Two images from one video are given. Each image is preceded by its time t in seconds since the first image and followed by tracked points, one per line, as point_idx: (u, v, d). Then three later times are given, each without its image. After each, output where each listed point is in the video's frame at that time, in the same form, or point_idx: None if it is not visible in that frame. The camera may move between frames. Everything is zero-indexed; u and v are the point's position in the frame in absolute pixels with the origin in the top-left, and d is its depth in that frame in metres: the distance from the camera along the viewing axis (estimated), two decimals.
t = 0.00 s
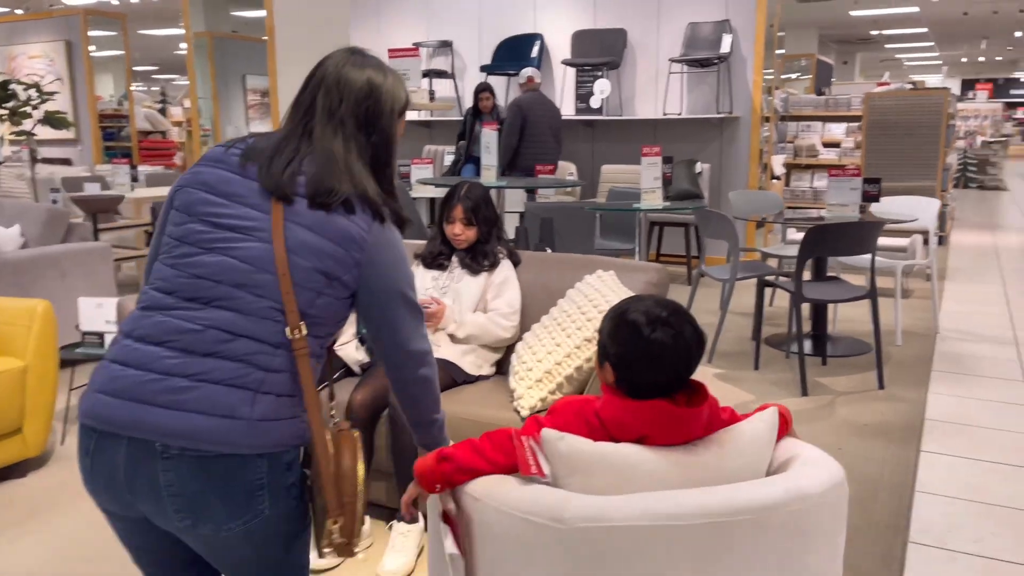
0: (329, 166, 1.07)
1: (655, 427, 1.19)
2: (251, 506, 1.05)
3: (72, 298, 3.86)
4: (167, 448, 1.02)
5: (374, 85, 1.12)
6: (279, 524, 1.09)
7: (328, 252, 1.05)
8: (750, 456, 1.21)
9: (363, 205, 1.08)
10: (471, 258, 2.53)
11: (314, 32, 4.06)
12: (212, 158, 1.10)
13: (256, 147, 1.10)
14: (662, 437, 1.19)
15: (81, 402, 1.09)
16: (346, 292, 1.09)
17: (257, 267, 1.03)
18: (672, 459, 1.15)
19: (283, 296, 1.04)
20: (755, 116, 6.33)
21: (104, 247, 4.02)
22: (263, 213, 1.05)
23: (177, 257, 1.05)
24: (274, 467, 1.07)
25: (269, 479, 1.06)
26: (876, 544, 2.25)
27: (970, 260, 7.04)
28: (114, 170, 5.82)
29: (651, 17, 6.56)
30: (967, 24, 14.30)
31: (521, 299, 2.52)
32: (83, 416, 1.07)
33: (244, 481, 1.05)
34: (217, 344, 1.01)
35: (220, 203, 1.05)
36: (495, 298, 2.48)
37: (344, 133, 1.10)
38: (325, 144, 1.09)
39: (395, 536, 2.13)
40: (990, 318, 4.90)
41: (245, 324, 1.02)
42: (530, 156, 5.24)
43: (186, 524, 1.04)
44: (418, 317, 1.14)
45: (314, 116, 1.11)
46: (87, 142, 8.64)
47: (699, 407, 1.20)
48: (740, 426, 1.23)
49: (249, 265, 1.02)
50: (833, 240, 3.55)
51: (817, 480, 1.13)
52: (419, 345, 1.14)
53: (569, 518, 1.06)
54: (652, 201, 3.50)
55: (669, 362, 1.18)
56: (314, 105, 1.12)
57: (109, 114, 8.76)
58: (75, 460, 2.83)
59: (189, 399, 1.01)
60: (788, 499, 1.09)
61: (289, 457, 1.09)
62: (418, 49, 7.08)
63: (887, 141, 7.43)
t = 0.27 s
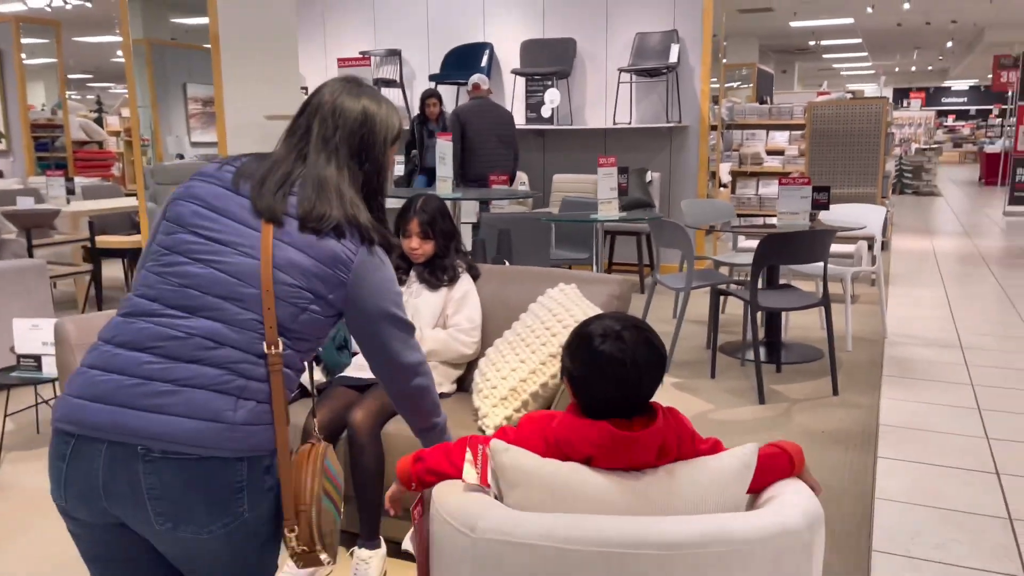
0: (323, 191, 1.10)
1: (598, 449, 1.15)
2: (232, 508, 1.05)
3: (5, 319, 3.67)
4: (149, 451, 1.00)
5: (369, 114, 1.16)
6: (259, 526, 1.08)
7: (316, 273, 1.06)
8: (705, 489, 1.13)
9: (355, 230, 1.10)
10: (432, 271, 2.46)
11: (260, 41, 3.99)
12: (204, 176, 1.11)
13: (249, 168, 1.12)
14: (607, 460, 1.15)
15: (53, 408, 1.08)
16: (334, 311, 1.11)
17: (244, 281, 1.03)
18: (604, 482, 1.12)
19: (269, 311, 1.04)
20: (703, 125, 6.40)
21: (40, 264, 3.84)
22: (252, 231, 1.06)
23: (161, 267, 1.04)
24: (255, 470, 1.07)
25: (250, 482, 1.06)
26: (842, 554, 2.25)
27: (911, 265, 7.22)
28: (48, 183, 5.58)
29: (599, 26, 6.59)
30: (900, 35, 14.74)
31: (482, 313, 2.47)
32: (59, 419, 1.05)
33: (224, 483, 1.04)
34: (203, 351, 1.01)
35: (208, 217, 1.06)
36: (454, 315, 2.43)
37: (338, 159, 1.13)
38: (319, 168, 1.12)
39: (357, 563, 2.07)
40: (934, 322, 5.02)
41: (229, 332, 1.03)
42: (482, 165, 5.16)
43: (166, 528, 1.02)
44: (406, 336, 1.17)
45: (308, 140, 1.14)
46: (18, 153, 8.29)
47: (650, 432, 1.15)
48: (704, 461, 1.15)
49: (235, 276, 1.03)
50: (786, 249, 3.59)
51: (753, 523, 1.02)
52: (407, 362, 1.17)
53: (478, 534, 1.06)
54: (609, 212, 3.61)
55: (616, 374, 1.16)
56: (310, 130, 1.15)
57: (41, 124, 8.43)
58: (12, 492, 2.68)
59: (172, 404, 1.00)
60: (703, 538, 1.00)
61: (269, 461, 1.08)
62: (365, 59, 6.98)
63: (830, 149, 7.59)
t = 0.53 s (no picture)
0: (337, 204, 1.28)
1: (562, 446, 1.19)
2: (246, 496, 1.16)
3: None
4: (168, 439, 1.12)
5: (372, 138, 1.36)
6: (269, 515, 1.19)
7: (330, 276, 1.22)
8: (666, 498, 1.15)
9: (370, 237, 1.28)
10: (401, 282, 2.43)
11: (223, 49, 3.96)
12: (226, 195, 1.28)
13: (268, 189, 1.30)
14: (572, 460, 1.19)
15: (63, 406, 1.18)
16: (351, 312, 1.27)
17: (264, 284, 1.18)
18: (564, 480, 1.17)
19: (288, 312, 1.19)
20: (662, 130, 6.48)
21: None
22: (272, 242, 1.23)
23: (184, 273, 1.19)
24: (267, 461, 1.18)
25: (262, 472, 1.18)
26: (813, 549, 2.31)
27: (865, 265, 7.40)
28: None
29: (558, 33, 6.63)
30: (847, 40, 15.09)
31: (455, 321, 2.47)
32: (73, 412, 1.16)
33: (240, 471, 1.15)
34: (224, 345, 1.15)
35: (231, 231, 1.21)
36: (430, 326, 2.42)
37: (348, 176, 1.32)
38: (333, 185, 1.30)
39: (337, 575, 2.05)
40: (889, 320, 5.15)
41: (247, 331, 1.16)
42: (448, 171, 5.15)
43: (184, 514, 1.14)
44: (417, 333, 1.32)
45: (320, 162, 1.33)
46: None
47: (611, 430, 1.18)
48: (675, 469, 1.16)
49: (256, 281, 1.18)
50: (749, 251, 3.66)
51: (688, 534, 1.05)
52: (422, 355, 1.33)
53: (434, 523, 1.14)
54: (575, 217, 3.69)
55: (578, 371, 1.19)
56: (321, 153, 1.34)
57: None
58: None
59: (192, 394, 1.13)
60: (632, 544, 1.04)
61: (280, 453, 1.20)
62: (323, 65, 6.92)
63: (785, 153, 7.74)
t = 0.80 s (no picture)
0: (319, 223, 1.37)
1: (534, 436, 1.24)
2: (222, 490, 1.21)
3: None
4: (150, 429, 1.17)
5: (350, 160, 1.45)
6: (244, 510, 1.24)
7: (313, 282, 1.31)
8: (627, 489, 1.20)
9: (352, 253, 1.36)
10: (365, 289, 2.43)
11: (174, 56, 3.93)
12: (214, 211, 1.36)
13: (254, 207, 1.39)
14: (541, 450, 1.24)
15: (47, 395, 1.23)
16: (334, 317, 1.35)
17: (250, 286, 1.26)
18: (530, 470, 1.23)
19: (274, 315, 1.27)
20: (611, 134, 6.60)
21: None
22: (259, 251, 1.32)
23: (172, 276, 1.26)
24: (244, 457, 1.24)
25: (239, 467, 1.23)
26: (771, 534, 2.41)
27: (807, 262, 7.64)
28: None
29: (507, 38, 6.70)
30: (784, 45, 15.53)
31: (422, 323, 2.51)
32: (56, 402, 1.21)
33: (216, 464, 1.21)
34: (210, 343, 1.21)
35: (219, 240, 1.30)
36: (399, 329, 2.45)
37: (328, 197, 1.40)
38: (314, 206, 1.39)
39: None
40: (832, 314, 5.35)
41: (229, 329, 1.23)
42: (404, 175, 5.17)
43: (160, 504, 1.18)
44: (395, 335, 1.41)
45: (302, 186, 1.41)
46: None
47: (579, 420, 1.22)
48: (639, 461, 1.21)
49: (243, 285, 1.26)
50: (700, 251, 3.78)
51: (637, 523, 1.10)
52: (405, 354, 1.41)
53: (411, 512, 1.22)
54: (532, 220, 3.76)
55: (553, 368, 1.25)
56: (302, 179, 1.42)
57: None
58: None
59: (176, 387, 1.19)
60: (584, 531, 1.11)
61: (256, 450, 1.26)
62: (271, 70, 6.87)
63: (729, 155, 7.94)
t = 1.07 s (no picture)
0: (290, 227, 1.35)
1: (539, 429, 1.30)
2: (204, 489, 1.23)
3: None
4: (127, 434, 1.18)
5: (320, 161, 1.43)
6: (226, 508, 1.26)
7: (286, 282, 1.30)
8: (637, 471, 1.26)
9: (322, 254, 1.35)
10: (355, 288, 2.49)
11: (157, 60, 3.94)
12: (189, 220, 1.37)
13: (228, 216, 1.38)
14: (547, 441, 1.30)
15: (28, 403, 1.24)
16: (309, 317, 1.34)
17: (224, 288, 1.26)
18: (538, 461, 1.28)
19: (250, 315, 1.27)
20: (590, 135, 6.67)
21: None
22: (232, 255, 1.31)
23: (149, 283, 1.27)
24: (224, 456, 1.25)
25: (220, 467, 1.25)
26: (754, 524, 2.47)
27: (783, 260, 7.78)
28: None
29: (486, 41, 6.76)
30: (758, 47, 15.75)
31: (412, 323, 2.56)
32: (36, 411, 1.23)
33: (196, 465, 1.22)
34: (186, 346, 1.22)
35: (193, 247, 1.30)
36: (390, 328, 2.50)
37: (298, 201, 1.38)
38: (284, 210, 1.37)
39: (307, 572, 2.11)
40: (810, 311, 5.46)
41: (206, 331, 1.24)
42: (387, 176, 5.22)
43: (143, 506, 1.20)
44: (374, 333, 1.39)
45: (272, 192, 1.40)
46: None
47: (585, 411, 1.29)
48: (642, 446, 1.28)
49: (217, 287, 1.26)
50: (680, 250, 3.85)
51: (661, 502, 1.15)
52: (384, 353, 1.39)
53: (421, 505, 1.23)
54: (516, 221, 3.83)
55: (558, 365, 1.31)
56: (271, 185, 1.40)
57: None
58: None
59: (153, 393, 1.19)
60: (611, 514, 1.15)
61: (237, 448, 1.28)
62: (251, 75, 6.88)
63: (706, 155, 8.04)
